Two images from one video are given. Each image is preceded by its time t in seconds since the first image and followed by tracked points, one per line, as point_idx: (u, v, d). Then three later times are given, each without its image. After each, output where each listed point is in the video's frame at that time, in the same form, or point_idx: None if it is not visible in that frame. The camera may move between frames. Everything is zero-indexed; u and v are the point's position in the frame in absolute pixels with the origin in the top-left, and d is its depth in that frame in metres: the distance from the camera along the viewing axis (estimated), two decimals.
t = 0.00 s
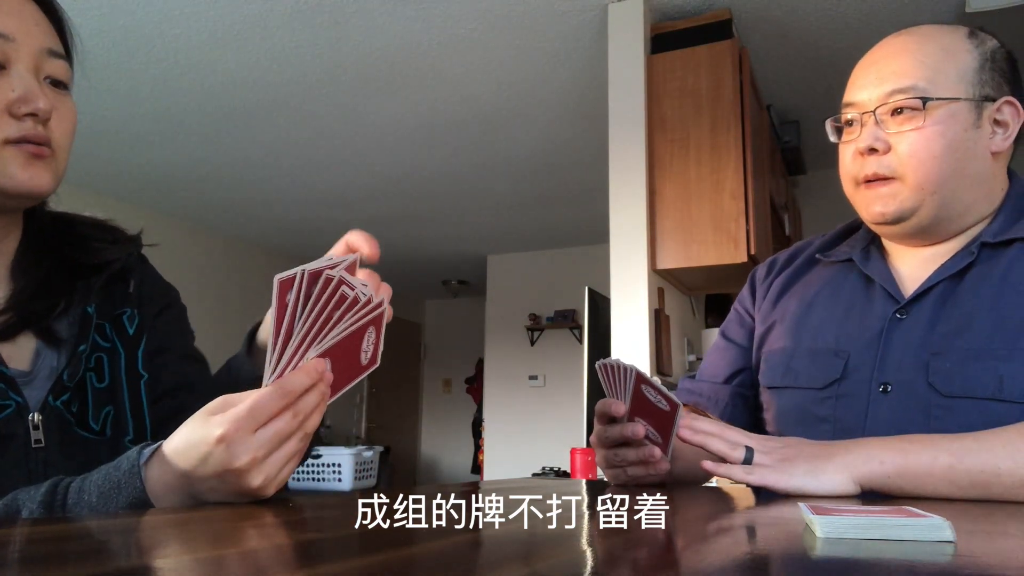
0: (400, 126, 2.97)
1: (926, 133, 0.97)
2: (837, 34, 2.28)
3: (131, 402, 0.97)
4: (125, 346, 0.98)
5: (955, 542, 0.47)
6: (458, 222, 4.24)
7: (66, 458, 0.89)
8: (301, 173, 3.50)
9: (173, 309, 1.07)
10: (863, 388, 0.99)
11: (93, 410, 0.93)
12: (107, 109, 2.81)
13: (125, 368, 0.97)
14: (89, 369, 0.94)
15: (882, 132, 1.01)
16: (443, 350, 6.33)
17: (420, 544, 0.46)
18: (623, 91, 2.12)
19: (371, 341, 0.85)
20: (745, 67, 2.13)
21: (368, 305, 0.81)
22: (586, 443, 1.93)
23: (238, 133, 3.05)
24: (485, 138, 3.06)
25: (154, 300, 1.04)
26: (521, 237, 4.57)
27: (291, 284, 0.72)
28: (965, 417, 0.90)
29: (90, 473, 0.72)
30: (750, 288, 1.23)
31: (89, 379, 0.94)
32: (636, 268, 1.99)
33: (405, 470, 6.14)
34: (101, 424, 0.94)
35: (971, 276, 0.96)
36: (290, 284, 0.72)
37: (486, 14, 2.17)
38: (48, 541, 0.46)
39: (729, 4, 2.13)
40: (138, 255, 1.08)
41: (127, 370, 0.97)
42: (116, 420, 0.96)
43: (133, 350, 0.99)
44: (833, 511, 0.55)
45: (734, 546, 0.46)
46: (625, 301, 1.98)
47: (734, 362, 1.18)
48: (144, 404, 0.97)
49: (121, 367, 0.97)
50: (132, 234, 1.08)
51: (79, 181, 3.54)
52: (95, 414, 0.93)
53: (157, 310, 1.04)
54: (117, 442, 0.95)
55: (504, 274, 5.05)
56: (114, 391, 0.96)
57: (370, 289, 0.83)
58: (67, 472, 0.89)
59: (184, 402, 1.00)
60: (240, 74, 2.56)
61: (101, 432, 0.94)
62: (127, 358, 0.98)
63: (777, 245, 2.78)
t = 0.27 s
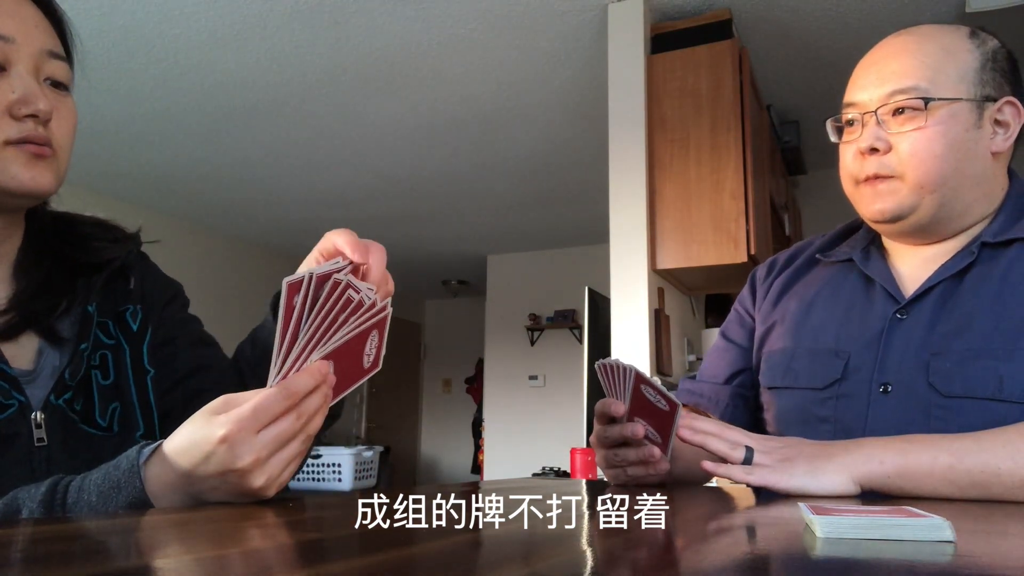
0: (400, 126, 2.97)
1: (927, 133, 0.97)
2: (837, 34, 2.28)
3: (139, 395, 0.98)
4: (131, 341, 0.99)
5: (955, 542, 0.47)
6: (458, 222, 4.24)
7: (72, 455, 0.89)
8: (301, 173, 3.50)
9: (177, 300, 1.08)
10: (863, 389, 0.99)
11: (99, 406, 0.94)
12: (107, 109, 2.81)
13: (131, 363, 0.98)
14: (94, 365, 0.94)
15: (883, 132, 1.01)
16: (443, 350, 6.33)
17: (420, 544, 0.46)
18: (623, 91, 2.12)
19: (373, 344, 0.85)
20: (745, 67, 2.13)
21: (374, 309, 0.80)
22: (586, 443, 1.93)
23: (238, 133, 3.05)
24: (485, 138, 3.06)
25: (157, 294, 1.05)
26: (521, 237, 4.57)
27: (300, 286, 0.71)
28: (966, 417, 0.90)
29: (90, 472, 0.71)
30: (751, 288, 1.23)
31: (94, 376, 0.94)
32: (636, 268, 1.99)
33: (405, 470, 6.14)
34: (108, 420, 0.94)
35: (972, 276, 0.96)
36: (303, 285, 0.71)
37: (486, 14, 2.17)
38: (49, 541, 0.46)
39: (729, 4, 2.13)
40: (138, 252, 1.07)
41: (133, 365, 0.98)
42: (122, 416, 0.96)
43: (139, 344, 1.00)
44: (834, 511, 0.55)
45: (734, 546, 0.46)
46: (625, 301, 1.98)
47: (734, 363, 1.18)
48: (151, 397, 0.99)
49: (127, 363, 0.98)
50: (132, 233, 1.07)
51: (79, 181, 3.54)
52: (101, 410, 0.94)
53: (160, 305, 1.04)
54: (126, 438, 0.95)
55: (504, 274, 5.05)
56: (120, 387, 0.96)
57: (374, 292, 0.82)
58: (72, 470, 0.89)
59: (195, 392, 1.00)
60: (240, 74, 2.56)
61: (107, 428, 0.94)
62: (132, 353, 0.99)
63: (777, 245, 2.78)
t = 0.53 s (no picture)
0: (400, 126, 2.97)
1: (938, 131, 0.97)
2: (837, 34, 2.28)
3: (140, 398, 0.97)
4: (132, 342, 0.99)
5: (955, 542, 0.47)
6: (458, 222, 4.24)
7: (73, 456, 0.89)
8: (301, 173, 3.50)
9: (178, 303, 1.08)
10: (864, 389, 0.99)
11: (101, 407, 0.93)
12: (107, 109, 2.81)
13: (132, 364, 0.98)
14: (95, 366, 0.94)
15: (892, 130, 1.00)
16: (443, 350, 6.33)
17: (420, 544, 0.46)
18: (623, 91, 2.12)
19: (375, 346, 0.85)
20: (745, 67, 2.13)
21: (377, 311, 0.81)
22: (586, 443, 1.93)
23: (238, 133, 3.04)
24: (485, 138, 3.06)
25: (158, 296, 1.05)
26: (521, 237, 4.57)
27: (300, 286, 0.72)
28: (967, 417, 0.90)
29: (90, 470, 0.71)
30: (751, 289, 1.23)
31: (95, 377, 0.93)
32: (636, 269, 1.99)
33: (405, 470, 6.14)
34: (109, 422, 0.94)
35: (972, 277, 0.96)
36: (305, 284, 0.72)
37: (485, 14, 2.17)
38: (49, 541, 0.46)
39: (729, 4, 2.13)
40: (138, 254, 1.07)
41: (134, 367, 0.98)
42: (123, 418, 0.95)
43: (139, 346, 0.99)
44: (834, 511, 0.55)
45: (734, 546, 0.46)
46: (625, 301, 1.98)
47: (735, 363, 1.18)
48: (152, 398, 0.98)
49: (128, 364, 0.98)
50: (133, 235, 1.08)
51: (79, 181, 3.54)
52: (103, 411, 0.93)
53: (161, 306, 1.04)
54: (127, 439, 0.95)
55: (504, 274, 5.05)
56: (122, 389, 0.96)
57: (376, 294, 0.83)
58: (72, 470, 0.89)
59: (195, 395, 1.01)
60: (240, 75, 2.56)
61: (109, 429, 0.94)
62: (133, 354, 0.98)
63: (777, 245, 2.78)
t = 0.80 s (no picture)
0: (400, 126, 2.97)
1: (942, 133, 0.97)
2: (837, 34, 2.28)
3: (140, 399, 0.97)
4: (132, 343, 0.99)
5: (956, 542, 0.47)
6: (458, 222, 4.24)
7: (73, 456, 0.89)
8: (301, 173, 3.50)
9: (178, 304, 1.08)
10: (865, 389, 0.99)
11: (101, 408, 0.93)
12: (107, 109, 2.81)
13: (133, 365, 0.98)
14: (96, 367, 0.94)
15: (897, 131, 1.00)
16: (443, 350, 6.33)
17: (420, 544, 0.46)
18: (623, 91, 2.12)
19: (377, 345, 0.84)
20: (745, 67, 2.13)
21: (382, 313, 0.80)
22: (586, 443, 1.93)
23: (238, 133, 3.04)
24: (485, 138, 3.06)
25: (159, 297, 1.05)
26: (521, 237, 4.57)
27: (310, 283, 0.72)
28: (968, 417, 0.90)
29: (90, 470, 0.71)
30: (752, 289, 1.23)
31: (95, 378, 0.93)
32: (636, 269, 1.99)
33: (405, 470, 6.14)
34: (109, 423, 0.94)
35: (974, 278, 0.96)
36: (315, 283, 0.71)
37: (485, 14, 2.17)
38: (49, 541, 0.46)
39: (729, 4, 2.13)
40: (139, 254, 1.07)
41: (135, 368, 0.98)
42: (123, 419, 0.95)
43: (140, 347, 0.99)
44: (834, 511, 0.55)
45: (735, 546, 0.46)
46: (625, 301, 1.98)
47: (736, 362, 1.18)
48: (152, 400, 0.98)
49: (128, 365, 0.97)
50: (133, 235, 1.08)
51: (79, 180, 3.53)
52: (103, 412, 0.93)
53: (162, 308, 1.04)
54: (127, 439, 0.95)
55: (504, 274, 5.05)
56: (122, 390, 0.96)
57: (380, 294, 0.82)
58: (72, 471, 0.89)
59: (194, 397, 1.01)
60: (240, 74, 2.56)
61: (109, 430, 0.93)
62: (134, 355, 0.98)
63: (777, 245, 2.78)
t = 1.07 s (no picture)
0: (399, 126, 2.97)
1: (943, 133, 0.97)
2: (837, 34, 2.28)
3: (141, 398, 0.97)
4: (133, 342, 0.99)
5: (956, 542, 0.47)
6: (458, 222, 4.24)
7: (73, 455, 0.89)
8: (301, 173, 3.50)
9: (179, 303, 1.08)
10: (867, 390, 0.99)
11: (101, 408, 0.93)
12: (106, 109, 2.81)
13: (134, 365, 0.98)
14: (96, 366, 0.94)
15: (897, 129, 1.00)
16: (443, 350, 6.33)
17: (420, 544, 0.46)
18: (623, 91, 2.12)
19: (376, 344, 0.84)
20: (745, 67, 2.13)
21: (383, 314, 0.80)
22: (586, 443, 1.93)
23: (238, 133, 3.04)
24: (485, 138, 3.06)
25: (160, 296, 1.05)
26: (521, 237, 4.57)
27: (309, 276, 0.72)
28: (969, 417, 0.90)
29: (89, 471, 0.71)
30: (753, 289, 1.23)
31: (95, 377, 0.93)
32: (636, 269, 1.99)
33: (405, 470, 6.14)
34: (109, 422, 0.94)
35: (976, 278, 0.96)
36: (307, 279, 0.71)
37: (485, 14, 2.17)
38: (49, 542, 0.46)
39: (729, 4, 2.13)
40: (139, 254, 1.07)
41: (135, 367, 0.98)
42: (124, 418, 0.95)
43: (141, 346, 0.99)
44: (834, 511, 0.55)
45: (735, 546, 0.46)
46: (625, 301, 1.98)
47: (738, 362, 1.18)
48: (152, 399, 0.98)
49: (129, 364, 0.97)
50: (133, 234, 1.08)
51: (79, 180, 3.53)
52: (103, 411, 0.93)
53: (163, 307, 1.04)
54: (127, 439, 0.95)
55: (504, 274, 5.05)
56: (122, 389, 0.96)
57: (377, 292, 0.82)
58: (72, 470, 0.89)
59: (194, 396, 1.01)
60: (241, 74, 2.56)
61: (109, 429, 0.93)
62: (134, 354, 0.98)
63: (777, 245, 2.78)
